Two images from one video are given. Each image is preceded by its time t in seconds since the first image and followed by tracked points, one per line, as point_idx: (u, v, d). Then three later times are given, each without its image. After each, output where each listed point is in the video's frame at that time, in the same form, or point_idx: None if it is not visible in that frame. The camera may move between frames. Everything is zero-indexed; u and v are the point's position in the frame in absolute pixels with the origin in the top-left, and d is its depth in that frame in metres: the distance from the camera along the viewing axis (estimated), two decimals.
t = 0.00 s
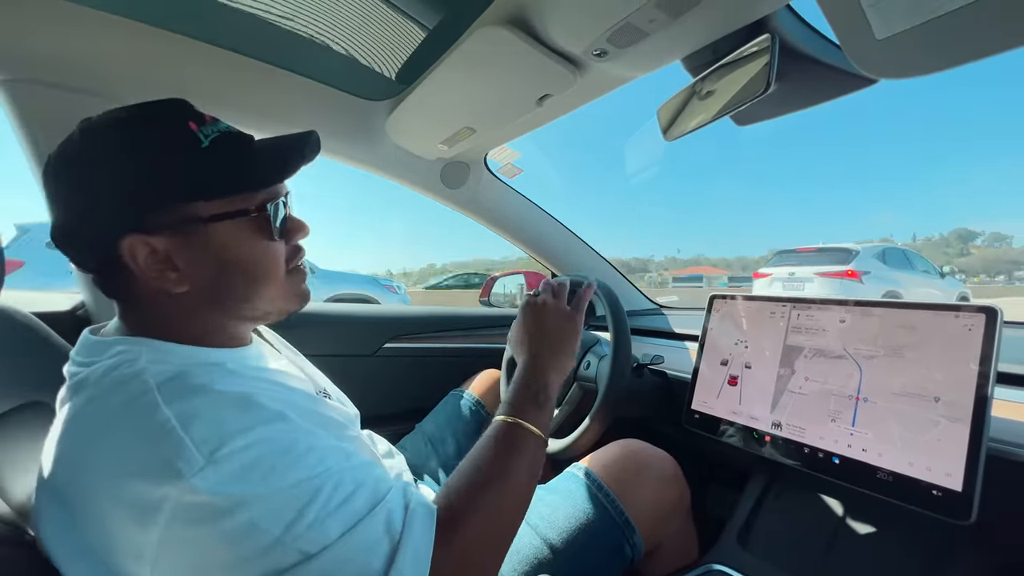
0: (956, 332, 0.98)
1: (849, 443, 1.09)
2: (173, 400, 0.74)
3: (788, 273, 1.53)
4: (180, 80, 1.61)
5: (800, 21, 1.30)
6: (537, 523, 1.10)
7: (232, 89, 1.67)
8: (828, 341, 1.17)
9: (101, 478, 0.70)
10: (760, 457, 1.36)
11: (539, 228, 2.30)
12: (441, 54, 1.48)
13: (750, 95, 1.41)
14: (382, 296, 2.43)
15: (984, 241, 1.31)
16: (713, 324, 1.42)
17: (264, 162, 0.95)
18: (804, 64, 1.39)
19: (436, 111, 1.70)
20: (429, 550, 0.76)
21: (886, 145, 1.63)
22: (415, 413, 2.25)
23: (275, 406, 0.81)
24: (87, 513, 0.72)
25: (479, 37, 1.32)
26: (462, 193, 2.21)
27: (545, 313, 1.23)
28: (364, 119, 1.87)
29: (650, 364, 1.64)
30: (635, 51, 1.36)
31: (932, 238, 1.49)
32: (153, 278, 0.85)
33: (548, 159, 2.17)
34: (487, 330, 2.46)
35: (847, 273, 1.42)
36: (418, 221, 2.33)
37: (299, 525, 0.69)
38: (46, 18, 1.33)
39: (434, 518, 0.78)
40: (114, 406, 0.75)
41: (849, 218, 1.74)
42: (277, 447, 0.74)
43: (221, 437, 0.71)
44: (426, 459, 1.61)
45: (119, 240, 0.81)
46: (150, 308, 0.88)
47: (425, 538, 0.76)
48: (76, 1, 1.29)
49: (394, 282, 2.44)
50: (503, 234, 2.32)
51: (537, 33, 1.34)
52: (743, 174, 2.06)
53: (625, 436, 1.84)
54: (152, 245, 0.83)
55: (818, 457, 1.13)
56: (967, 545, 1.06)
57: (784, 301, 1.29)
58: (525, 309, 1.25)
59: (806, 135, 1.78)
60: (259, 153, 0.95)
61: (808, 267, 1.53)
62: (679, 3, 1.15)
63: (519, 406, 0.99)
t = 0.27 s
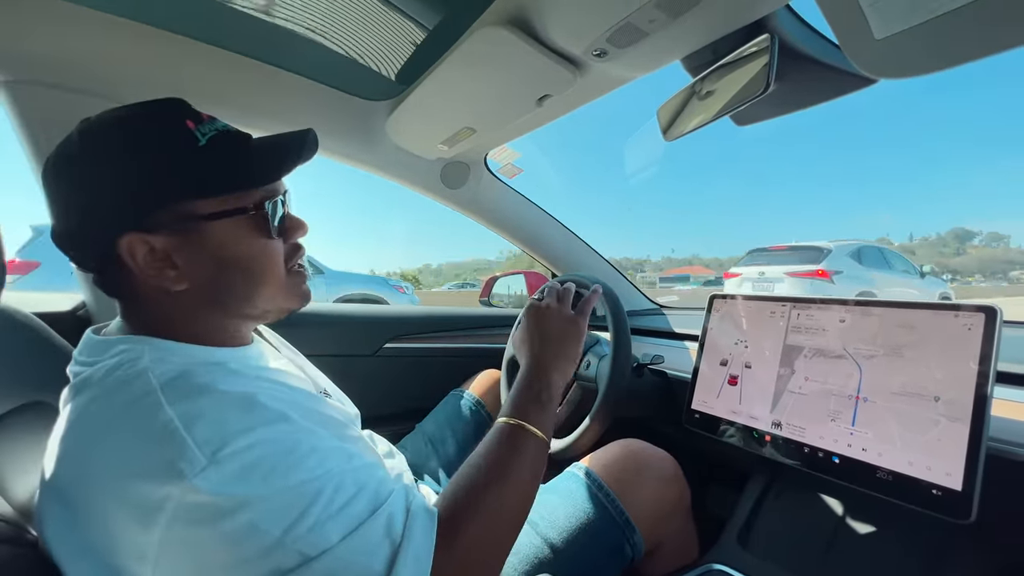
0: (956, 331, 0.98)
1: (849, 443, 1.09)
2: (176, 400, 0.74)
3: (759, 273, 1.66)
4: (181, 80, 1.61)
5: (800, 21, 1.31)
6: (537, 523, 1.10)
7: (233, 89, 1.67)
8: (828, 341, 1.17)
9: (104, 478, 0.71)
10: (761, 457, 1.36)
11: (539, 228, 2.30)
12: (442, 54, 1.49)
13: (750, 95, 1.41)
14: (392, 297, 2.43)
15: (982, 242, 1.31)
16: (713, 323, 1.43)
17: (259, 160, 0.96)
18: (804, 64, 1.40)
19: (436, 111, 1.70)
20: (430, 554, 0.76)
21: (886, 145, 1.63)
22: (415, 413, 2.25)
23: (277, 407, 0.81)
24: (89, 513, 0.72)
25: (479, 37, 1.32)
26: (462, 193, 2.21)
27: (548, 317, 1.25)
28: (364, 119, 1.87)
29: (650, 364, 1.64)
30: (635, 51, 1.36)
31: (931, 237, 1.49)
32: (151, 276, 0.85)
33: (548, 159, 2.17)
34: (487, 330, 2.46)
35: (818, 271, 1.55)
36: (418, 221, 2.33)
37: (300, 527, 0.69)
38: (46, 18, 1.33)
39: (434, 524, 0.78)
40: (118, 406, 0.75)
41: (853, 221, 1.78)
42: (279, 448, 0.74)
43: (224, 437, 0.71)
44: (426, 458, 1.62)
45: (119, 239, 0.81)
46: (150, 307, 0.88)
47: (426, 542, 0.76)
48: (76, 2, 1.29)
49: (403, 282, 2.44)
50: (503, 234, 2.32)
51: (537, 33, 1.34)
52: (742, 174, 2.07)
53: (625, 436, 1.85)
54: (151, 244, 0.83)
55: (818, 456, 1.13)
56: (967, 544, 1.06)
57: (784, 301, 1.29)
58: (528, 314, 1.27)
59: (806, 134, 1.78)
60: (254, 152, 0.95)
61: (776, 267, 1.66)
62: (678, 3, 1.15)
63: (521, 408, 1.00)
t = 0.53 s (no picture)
0: (956, 332, 0.98)
1: (849, 443, 1.09)
2: (177, 400, 0.74)
3: (721, 272, 1.85)
4: (182, 80, 1.61)
5: (801, 21, 1.30)
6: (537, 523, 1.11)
7: (233, 89, 1.67)
8: (828, 341, 1.17)
9: (104, 477, 0.71)
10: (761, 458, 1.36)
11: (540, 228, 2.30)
12: (442, 54, 1.49)
13: (750, 96, 1.41)
14: (397, 298, 2.49)
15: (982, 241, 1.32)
16: (713, 324, 1.43)
17: (258, 161, 0.95)
18: (804, 64, 1.40)
19: (436, 112, 1.70)
20: (431, 556, 0.76)
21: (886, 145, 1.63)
22: (416, 413, 2.25)
23: (279, 407, 0.81)
24: (90, 513, 0.72)
25: (479, 37, 1.32)
26: (462, 194, 2.21)
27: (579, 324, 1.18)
28: (365, 119, 1.87)
29: (650, 364, 1.64)
30: (635, 51, 1.36)
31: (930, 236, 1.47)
32: (149, 277, 0.85)
33: (549, 159, 2.17)
34: (487, 330, 2.46)
35: (781, 273, 1.69)
36: (418, 221, 2.33)
37: (301, 528, 0.69)
38: (47, 18, 1.33)
39: (435, 526, 0.78)
40: (118, 406, 0.75)
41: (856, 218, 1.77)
42: (280, 449, 0.74)
43: (225, 437, 0.71)
44: (426, 458, 1.62)
45: (117, 239, 0.81)
46: (149, 308, 0.88)
47: (426, 545, 0.76)
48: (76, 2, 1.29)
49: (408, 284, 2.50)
50: (503, 234, 2.32)
51: (537, 34, 1.34)
52: (742, 174, 2.07)
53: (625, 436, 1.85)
54: (149, 245, 0.83)
55: (818, 457, 1.13)
56: (968, 545, 1.06)
57: (784, 301, 1.29)
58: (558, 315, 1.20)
59: (806, 134, 1.78)
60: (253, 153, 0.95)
61: (739, 266, 1.85)
62: (679, 3, 1.15)
63: (540, 415, 0.97)
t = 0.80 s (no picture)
0: (957, 331, 0.98)
1: (850, 442, 1.09)
2: (176, 402, 0.74)
3: (677, 272, 1.85)
4: (182, 81, 1.62)
5: (800, 20, 1.31)
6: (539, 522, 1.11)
7: (233, 89, 1.68)
8: (828, 340, 1.17)
9: (103, 478, 0.71)
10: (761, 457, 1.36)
11: (539, 227, 2.30)
12: (441, 54, 1.49)
13: (749, 95, 1.41)
14: (401, 298, 2.53)
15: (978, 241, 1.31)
16: (713, 323, 1.43)
17: (256, 161, 0.95)
18: (803, 63, 1.40)
19: (436, 111, 1.70)
20: (431, 556, 0.76)
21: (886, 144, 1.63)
22: (416, 413, 2.25)
23: (279, 408, 0.81)
24: (89, 513, 0.72)
25: (478, 37, 1.32)
26: (462, 193, 2.21)
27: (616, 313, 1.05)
28: (365, 119, 1.87)
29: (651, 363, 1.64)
30: (634, 51, 1.36)
31: (926, 237, 1.44)
32: (150, 278, 0.85)
33: (548, 159, 2.17)
34: (487, 330, 2.46)
35: (736, 274, 1.73)
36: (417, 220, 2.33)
37: (301, 528, 0.70)
38: (48, 19, 1.34)
39: (435, 526, 0.78)
40: (117, 407, 0.75)
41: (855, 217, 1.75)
42: (280, 450, 0.74)
43: (224, 439, 0.71)
44: (425, 457, 1.62)
45: (117, 241, 0.82)
46: (150, 309, 0.88)
47: (427, 544, 0.76)
48: (77, 3, 1.30)
49: (412, 284, 2.55)
50: (503, 233, 2.32)
51: (537, 33, 1.34)
52: (742, 174, 2.07)
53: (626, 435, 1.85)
54: (148, 245, 0.83)
55: (818, 455, 1.13)
56: (968, 544, 1.06)
57: (784, 300, 1.29)
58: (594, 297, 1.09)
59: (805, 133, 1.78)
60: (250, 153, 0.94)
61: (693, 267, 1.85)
62: (678, 2, 1.15)
63: (559, 416, 0.93)
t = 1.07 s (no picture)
0: (958, 333, 0.98)
1: (850, 444, 1.09)
2: (174, 404, 0.74)
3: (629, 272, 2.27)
4: (183, 82, 1.62)
5: (801, 22, 1.30)
6: (537, 523, 1.10)
7: (234, 90, 1.68)
8: (829, 342, 1.17)
9: (101, 480, 0.71)
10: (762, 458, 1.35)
11: (539, 228, 2.30)
12: (442, 56, 1.49)
13: (750, 96, 1.41)
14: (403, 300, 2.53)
15: (976, 241, 1.34)
16: (714, 325, 1.43)
17: (246, 157, 0.95)
18: (804, 64, 1.40)
19: (436, 113, 1.70)
20: (427, 561, 0.75)
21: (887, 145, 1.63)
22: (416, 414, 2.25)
23: (276, 411, 0.81)
24: (88, 515, 0.72)
25: (479, 38, 1.32)
26: (462, 194, 2.20)
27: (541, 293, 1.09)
28: (365, 120, 1.87)
29: (652, 365, 1.62)
30: (635, 52, 1.36)
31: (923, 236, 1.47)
32: (143, 278, 0.86)
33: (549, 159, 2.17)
34: (487, 330, 2.47)
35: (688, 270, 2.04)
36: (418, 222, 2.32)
37: (298, 532, 0.69)
38: (49, 20, 1.34)
39: (430, 530, 0.78)
40: (115, 409, 0.75)
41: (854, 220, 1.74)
42: (277, 452, 0.74)
43: (221, 441, 0.71)
44: (422, 456, 1.62)
45: (107, 240, 0.82)
46: (143, 309, 0.88)
47: (422, 551, 0.76)
48: (78, 4, 1.29)
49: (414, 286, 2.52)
50: (503, 234, 2.31)
51: (537, 34, 1.34)
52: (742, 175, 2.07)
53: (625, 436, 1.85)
54: (139, 244, 0.83)
55: (819, 457, 1.13)
56: (968, 545, 1.06)
57: (785, 302, 1.29)
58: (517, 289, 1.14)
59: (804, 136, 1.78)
60: (239, 149, 0.95)
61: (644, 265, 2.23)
62: (679, 4, 1.15)
63: (514, 397, 0.93)
